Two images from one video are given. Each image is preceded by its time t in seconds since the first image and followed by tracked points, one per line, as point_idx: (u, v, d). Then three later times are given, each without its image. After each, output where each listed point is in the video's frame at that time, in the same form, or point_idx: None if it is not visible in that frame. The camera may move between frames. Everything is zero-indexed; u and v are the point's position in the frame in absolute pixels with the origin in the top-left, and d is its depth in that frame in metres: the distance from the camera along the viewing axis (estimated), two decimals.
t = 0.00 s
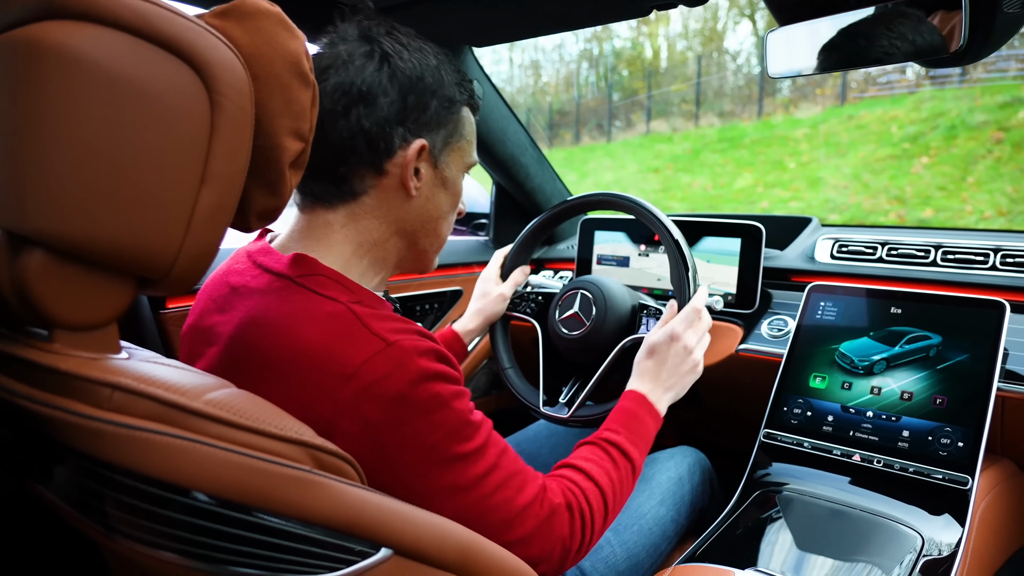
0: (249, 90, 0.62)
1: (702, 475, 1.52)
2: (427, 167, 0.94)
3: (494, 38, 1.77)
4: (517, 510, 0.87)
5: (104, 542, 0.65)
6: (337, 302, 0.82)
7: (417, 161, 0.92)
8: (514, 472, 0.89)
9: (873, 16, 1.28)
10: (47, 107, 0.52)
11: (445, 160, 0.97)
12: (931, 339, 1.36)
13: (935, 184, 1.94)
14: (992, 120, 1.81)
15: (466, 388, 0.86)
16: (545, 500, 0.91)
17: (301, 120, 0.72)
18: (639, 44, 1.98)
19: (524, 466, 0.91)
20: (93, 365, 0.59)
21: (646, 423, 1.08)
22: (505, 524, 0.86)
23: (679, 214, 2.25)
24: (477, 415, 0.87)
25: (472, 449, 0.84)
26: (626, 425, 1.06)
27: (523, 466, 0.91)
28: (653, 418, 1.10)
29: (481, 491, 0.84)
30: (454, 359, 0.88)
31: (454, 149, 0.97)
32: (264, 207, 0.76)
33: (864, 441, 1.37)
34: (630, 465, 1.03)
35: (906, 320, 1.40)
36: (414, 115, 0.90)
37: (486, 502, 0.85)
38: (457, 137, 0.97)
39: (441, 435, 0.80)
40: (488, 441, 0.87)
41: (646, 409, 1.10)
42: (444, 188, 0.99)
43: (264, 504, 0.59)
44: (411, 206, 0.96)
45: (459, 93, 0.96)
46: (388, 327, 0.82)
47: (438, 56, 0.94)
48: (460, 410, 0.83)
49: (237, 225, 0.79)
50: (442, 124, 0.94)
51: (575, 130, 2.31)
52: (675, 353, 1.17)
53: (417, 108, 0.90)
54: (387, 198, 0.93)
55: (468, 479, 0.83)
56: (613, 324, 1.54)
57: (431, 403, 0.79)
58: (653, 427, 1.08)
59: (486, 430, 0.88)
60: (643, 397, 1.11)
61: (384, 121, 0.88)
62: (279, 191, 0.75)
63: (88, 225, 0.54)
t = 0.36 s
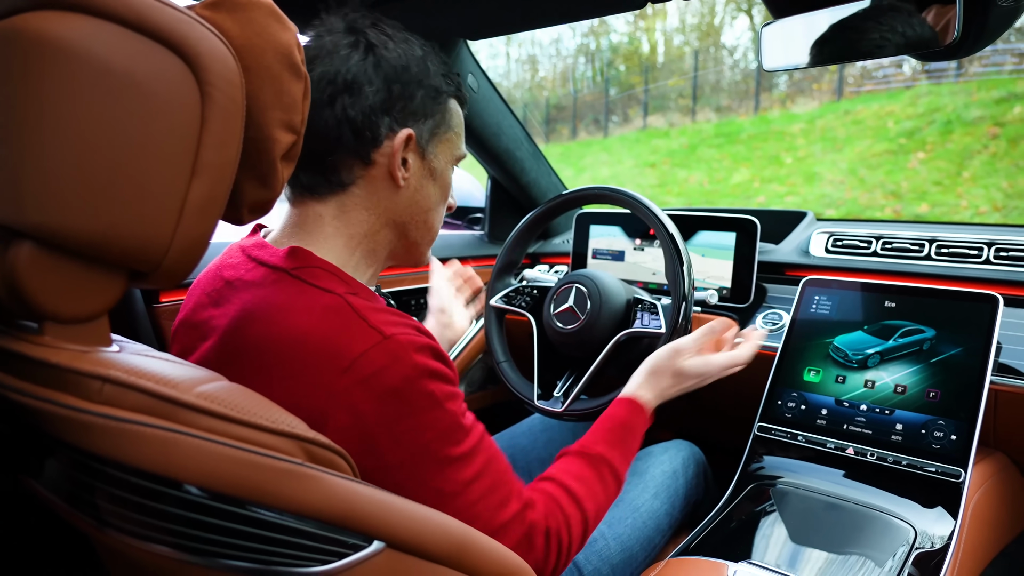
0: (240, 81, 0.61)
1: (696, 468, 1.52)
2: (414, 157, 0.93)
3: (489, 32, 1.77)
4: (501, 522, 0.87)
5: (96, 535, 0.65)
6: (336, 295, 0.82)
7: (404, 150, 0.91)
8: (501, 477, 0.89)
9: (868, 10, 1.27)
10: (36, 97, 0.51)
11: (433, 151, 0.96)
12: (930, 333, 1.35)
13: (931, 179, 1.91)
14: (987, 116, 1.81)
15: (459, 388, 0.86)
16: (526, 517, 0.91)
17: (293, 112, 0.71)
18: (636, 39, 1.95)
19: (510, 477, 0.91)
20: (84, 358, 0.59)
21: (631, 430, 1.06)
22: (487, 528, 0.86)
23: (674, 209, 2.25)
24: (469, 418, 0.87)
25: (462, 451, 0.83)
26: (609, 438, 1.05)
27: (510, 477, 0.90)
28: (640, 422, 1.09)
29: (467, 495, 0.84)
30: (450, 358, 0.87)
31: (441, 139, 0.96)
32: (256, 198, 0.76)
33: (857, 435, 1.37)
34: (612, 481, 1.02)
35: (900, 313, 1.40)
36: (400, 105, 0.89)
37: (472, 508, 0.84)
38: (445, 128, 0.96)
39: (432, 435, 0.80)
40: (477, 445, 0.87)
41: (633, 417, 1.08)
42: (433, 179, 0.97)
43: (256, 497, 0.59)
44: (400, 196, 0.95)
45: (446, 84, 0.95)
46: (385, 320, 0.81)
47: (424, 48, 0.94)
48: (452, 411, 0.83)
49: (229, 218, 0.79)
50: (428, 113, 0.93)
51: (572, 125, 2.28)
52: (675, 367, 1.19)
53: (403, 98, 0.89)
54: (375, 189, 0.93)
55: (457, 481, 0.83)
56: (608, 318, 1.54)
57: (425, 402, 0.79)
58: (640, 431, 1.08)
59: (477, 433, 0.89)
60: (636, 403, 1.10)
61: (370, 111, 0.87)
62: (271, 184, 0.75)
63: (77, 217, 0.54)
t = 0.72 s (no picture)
0: (228, 78, 0.61)
1: (688, 465, 1.53)
2: (366, 129, 0.89)
3: (482, 29, 1.76)
4: (526, 484, 0.87)
5: (84, 534, 0.64)
6: (324, 296, 0.80)
7: (352, 124, 0.87)
8: (522, 445, 0.88)
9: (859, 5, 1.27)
10: (22, 93, 0.51)
11: (386, 120, 0.91)
12: (925, 332, 1.36)
13: (923, 177, 1.92)
14: (981, 113, 1.79)
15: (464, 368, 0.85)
16: (555, 471, 0.91)
17: (282, 110, 0.71)
18: (630, 38, 1.97)
19: (530, 439, 0.90)
20: (70, 357, 0.58)
21: (652, 386, 1.07)
22: (513, 504, 0.86)
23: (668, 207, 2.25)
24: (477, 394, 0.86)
25: (477, 429, 0.83)
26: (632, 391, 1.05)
27: (529, 439, 0.90)
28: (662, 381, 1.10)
29: (486, 475, 0.83)
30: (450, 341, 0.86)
31: (394, 107, 0.92)
32: (245, 197, 0.76)
33: (848, 432, 1.38)
34: (639, 428, 1.02)
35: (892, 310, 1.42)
36: (340, 76, 0.84)
37: (494, 482, 0.84)
38: (398, 95, 0.92)
39: (446, 419, 0.79)
40: (490, 419, 0.86)
41: (652, 372, 1.09)
42: (392, 151, 0.93)
43: (245, 495, 0.58)
44: (357, 174, 0.90)
45: (390, 47, 0.89)
46: (377, 314, 0.80)
47: (364, 14, 0.89)
48: (460, 392, 0.82)
49: (218, 216, 0.78)
50: (376, 80, 0.88)
51: (567, 123, 2.29)
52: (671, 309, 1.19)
53: (342, 69, 0.84)
54: (330, 170, 0.88)
55: (476, 461, 0.82)
56: (600, 316, 1.54)
57: (432, 388, 0.78)
58: (661, 390, 1.08)
59: (489, 407, 0.87)
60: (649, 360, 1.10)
61: (309, 87, 0.82)
62: (260, 181, 0.74)
63: (64, 214, 0.53)
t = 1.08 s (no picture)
0: (226, 81, 0.61)
1: (687, 467, 1.53)
2: (372, 133, 0.90)
3: (478, 32, 1.76)
4: (511, 516, 0.88)
5: (82, 538, 0.64)
6: (325, 306, 0.80)
7: (357, 128, 0.87)
8: (507, 477, 0.89)
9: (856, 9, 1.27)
10: (19, 97, 0.51)
11: (387, 123, 0.92)
12: (923, 333, 1.36)
13: (921, 178, 1.94)
14: (977, 115, 1.80)
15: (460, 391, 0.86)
16: (535, 506, 0.92)
17: (279, 113, 0.71)
18: (629, 39, 1.97)
19: (516, 471, 0.92)
20: (67, 360, 0.58)
21: (630, 420, 1.09)
22: (500, 528, 0.87)
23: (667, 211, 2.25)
24: (471, 419, 0.87)
25: (467, 456, 0.84)
26: (609, 424, 1.07)
27: (515, 471, 0.92)
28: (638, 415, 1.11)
29: (478, 499, 0.85)
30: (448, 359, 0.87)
31: (394, 110, 0.92)
32: (243, 200, 0.76)
33: (847, 433, 1.38)
34: (616, 464, 1.05)
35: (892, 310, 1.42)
36: (344, 82, 0.84)
37: (482, 510, 0.85)
38: (396, 96, 0.92)
39: (437, 444, 0.80)
40: (481, 445, 0.87)
41: (629, 405, 1.11)
42: (392, 153, 0.94)
43: (243, 499, 0.58)
44: (360, 178, 0.91)
45: (389, 49, 0.90)
46: (380, 329, 0.80)
47: (360, 14, 0.88)
48: (455, 416, 0.83)
49: (217, 218, 0.78)
50: (376, 85, 0.88)
51: (565, 125, 2.32)
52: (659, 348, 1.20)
53: (346, 74, 0.84)
54: (335, 175, 0.88)
55: (466, 486, 0.83)
56: (598, 317, 1.54)
57: (430, 409, 0.79)
58: (637, 424, 1.10)
59: (480, 434, 0.88)
60: (626, 392, 1.12)
61: (314, 95, 0.82)
62: (258, 184, 0.74)
63: (61, 218, 0.53)
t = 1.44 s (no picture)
0: (227, 92, 0.61)
1: (688, 474, 1.52)
2: (375, 146, 0.90)
3: (475, 40, 1.76)
4: (535, 476, 0.85)
5: (83, 550, 0.64)
6: (316, 307, 0.80)
7: (360, 141, 0.87)
8: (523, 439, 0.87)
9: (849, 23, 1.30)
10: (23, 111, 0.51)
11: (391, 137, 0.92)
12: (922, 341, 1.36)
13: (920, 184, 1.93)
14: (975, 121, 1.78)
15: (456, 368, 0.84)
16: (561, 459, 0.89)
17: (281, 123, 0.71)
18: (627, 46, 2.01)
19: (532, 430, 0.89)
20: (68, 371, 0.58)
21: (652, 345, 1.02)
22: (526, 491, 0.84)
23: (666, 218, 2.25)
24: (472, 393, 0.85)
25: (474, 428, 0.81)
26: (629, 349, 1.00)
27: (531, 430, 0.89)
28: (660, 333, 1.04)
29: (494, 466, 0.82)
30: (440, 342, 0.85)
31: (399, 124, 0.93)
32: (243, 211, 0.76)
33: (847, 441, 1.37)
34: (642, 392, 0.99)
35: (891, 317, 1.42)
36: (349, 95, 0.85)
37: (502, 474, 0.83)
38: (401, 112, 0.93)
39: (440, 420, 0.78)
40: (488, 413, 0.85)
41: (645, 325, 1.02)
42: (395, 168, 0.94)
43: (244, 509, 0.58)
44: (361, 190, 0.91)
45: (396, 66, 0.91)
46: (368, 325, 0.80)
47: (370, 30, 0.89)
48: (455, 391, 0.81)
49: (218, 229, 0.79)
50: (383, 99, 0.89)
51: (564, 132, 2.29)
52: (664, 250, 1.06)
53: (351, 88, 0.85)
54: (335, 184, 0.89)
55: (478, 455, 0.81)
56: (599, 325, 1.54)
57: (425, 391, 0.78)
58: (661, 342, 1.02)
59: (486, 404, 0.86)
60: (640, 311, 1.03)
61: (318, 106, 0.83)
62: (259, 195, 0.75)
63: (64, 229, 0.54)
